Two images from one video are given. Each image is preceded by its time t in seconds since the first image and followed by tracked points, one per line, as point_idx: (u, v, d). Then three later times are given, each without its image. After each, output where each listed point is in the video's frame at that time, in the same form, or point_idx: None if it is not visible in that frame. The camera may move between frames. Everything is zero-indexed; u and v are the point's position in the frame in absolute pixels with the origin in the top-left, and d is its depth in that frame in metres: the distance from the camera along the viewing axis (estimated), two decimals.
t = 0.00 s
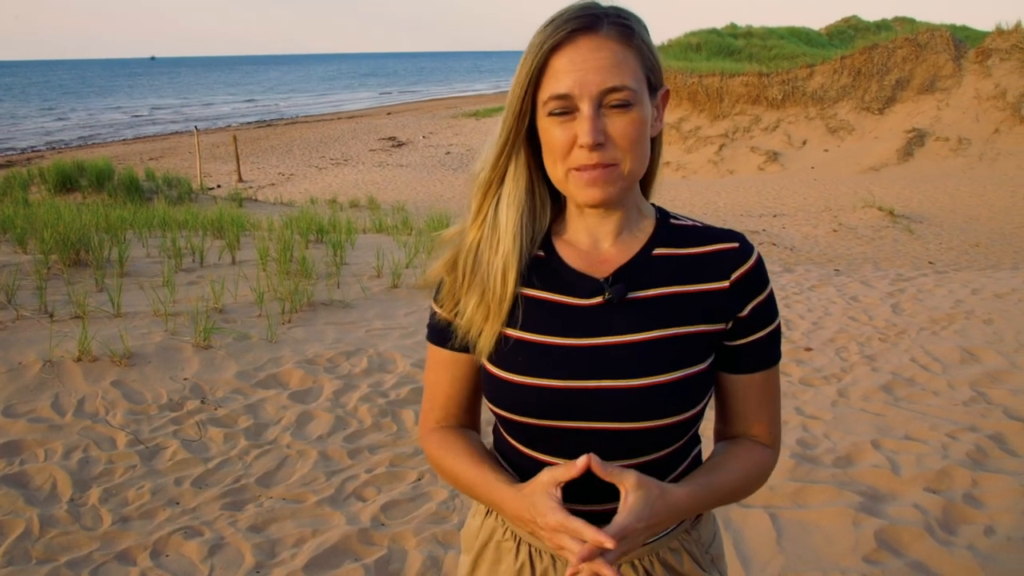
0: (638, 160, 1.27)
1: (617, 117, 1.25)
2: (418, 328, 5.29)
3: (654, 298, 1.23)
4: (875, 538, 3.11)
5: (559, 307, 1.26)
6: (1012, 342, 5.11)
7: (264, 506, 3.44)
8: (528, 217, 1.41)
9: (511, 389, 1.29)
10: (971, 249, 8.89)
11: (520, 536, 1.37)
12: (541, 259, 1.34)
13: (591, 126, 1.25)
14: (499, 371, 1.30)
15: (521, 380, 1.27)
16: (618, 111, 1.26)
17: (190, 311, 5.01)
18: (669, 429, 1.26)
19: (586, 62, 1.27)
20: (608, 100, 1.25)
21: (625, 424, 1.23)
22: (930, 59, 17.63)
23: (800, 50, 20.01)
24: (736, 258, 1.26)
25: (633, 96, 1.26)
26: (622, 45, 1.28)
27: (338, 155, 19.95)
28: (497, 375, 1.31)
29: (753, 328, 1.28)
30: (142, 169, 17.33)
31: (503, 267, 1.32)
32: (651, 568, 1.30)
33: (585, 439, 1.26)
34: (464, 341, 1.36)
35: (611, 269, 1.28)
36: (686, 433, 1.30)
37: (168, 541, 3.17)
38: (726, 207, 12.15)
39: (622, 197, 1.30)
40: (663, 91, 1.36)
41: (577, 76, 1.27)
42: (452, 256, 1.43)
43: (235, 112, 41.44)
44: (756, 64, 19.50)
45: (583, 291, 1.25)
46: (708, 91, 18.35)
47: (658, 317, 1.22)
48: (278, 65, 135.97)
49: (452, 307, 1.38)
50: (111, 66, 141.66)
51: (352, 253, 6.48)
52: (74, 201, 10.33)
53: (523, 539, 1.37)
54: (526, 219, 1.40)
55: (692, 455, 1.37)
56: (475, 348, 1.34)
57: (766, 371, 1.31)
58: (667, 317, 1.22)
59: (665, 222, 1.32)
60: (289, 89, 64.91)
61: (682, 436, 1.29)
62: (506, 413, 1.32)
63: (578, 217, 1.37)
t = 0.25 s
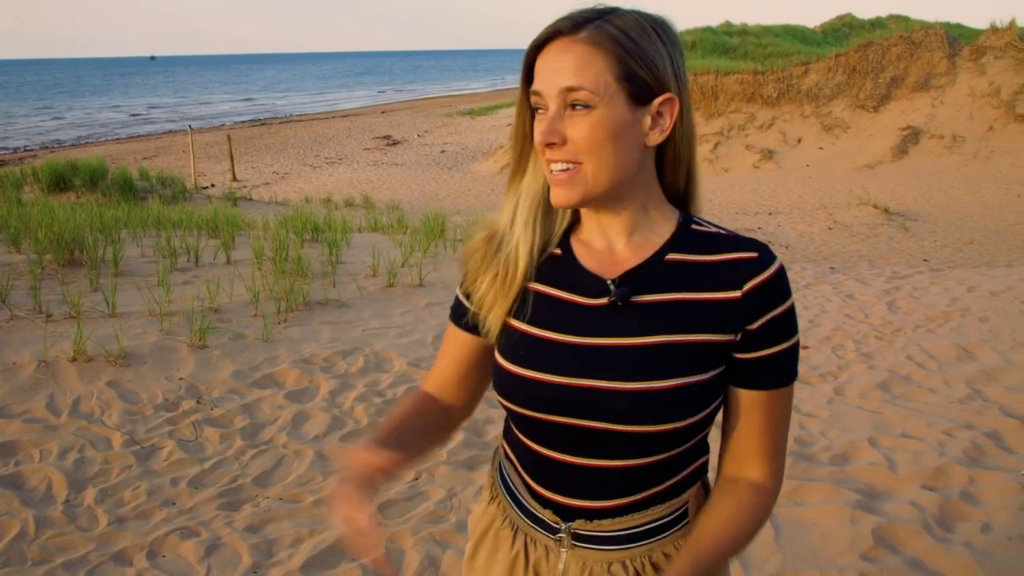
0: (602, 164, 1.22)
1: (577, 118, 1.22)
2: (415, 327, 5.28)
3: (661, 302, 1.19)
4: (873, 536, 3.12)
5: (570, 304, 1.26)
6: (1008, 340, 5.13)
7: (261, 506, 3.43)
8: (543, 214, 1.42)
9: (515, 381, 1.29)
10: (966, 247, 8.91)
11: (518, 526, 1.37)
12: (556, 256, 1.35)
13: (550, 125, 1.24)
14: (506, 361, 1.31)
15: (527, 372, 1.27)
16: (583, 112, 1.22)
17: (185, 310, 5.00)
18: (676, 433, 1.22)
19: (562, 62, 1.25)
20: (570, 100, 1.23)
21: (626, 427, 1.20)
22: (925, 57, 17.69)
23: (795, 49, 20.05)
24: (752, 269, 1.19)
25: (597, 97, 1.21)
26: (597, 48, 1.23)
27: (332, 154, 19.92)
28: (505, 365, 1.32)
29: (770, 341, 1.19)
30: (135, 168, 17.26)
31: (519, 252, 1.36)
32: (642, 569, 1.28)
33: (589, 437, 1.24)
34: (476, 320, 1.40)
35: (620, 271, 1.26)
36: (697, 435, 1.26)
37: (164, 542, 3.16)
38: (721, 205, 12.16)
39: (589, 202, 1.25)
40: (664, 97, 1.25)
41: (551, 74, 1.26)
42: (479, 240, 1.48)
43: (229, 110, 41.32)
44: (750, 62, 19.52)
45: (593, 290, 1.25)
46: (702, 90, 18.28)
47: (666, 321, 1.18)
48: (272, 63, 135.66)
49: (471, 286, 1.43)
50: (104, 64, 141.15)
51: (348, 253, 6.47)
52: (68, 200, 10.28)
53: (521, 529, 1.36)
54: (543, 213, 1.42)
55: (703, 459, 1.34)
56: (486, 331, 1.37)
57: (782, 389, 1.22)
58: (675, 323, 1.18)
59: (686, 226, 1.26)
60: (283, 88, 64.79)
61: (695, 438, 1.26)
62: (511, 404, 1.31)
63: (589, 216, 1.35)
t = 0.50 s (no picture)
0: (606, 165, 1.22)
1: (582, 120, 1.23)
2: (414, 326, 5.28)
3: (670, 307, 1.18)
4: (872, 534, 3.12)
5: (579, 304, 1.25)
6: (1006, 338, 5.13)
7: (260, 506, 3.43)
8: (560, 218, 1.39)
9: (523, 379, 1.29)
10: (963, 245, 8.93)
11: (527, 527, 1.37)
12: (570, 256, 1.33)
13: (557, 126, 1.25)
14: (515, 359, 1.31)
15: (537, 371, 1.27)
16: (587, 113, 1.23)
17: (183, 310, 4.99)
18: (687, 438, 1.23)
19: (568, 63, 1.26)
20: (575, 102, 1.24)
21: (635, 430, 1.21)
22: (922, 56, 17.71)
23: (792, 47, 20.06)
24: (767, 278, 1.17)
25: (599, 99, 1.22)
26: (604, 47, 1.23)
27: (329, 153, 19.89)
28: (515, 364, 1.31)
29: (783, 352, 1.17)
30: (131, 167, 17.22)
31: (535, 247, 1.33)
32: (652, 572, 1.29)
33: (599, 441, 1.24)
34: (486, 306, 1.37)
35: (631, 274, 1.25)
36: (708, 440, 1.26)
37: (163, 542, 3.15)
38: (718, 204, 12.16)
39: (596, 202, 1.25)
40: (673, 97, 1.24)
41: (558, 77, 1.27)
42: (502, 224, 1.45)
43: (225, 110, 41.23)
44: (747, 60, 19.53)
45: (603, 291, 1.24)
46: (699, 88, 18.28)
47: (677, 327, 1.17)
48: (268, 62, 135.42)
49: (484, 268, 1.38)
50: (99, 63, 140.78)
51: (345, 252, 6.46)
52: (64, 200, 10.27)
53: (530, 531, 1.37)
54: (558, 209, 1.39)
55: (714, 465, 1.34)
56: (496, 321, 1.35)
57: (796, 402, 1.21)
58: (686, 328, 1.17)
59: (703, 231, 1.25)
60: (279, 87, 64.70)
61: (705, 443, 1.26)
62: (520, 403, 1.31)
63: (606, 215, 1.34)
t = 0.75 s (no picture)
0: (685, 144, 1.23)
1: (659, 100, 1.23)
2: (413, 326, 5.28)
3: (678, 314, 1.18)
4: (873, 533, 3.12)
5: (587, 308, 1.25)
6: (1005, 337, 5.14)
7: (260, 506, 3.42)
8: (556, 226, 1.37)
9: (530, 383, 1.29)
10: (961, 244, 8.94)
11: (530, 533, 1.37)
12: (580, 259, 1.33)
13: (634, 106, 1.23)
14: (522, 363, 1.30)
15: (545, 377, 1.26)
16: (660, 94, 1.23)
17: (182, 310, 4.98)
18: (692, 446, 1.23)
19: (622, 48, 1.26)
20: (647, 83, 1.23)
21: (643, 438, 1.21)
22: (920, 55, 17.73)
23: (790, 46, 20.07)
24: (778, 285, 1.17)
25: (674, 78, 1.24)
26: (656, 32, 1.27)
27: (327, 152, 19.87)
28: (521, 369, 1.30)
29: (791, 360, 1.18)
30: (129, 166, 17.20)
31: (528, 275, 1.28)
32: None
33: (605, 448, 1.24)
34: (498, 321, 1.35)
35: (640, 280, 1.24)
36: (714, 447, 1.27)
37: (164, 542, 3.15)
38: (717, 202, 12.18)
39: (673, 184, 1.25)
40: (705, 90, 1.31)
41: (615, 61, 1.25)
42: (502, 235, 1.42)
43: (223, 108, 41.17)
44: (746, 59, 19.55)
45: (613, 297, 1.23)
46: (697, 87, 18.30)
47: (686, 333, 1.17)
48: (265, 60, 135.30)
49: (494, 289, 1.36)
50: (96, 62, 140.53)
51: (345, 252, 6.46)
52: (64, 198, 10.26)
53: (533, 536, 1.37)
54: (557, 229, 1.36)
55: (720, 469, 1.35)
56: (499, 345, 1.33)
57: (802, 405, 1.23)
58: (695, 336, 1.17)
59: (713, 237, 1.26)
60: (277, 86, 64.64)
61: (711, 450, 1.27)
62: (525, 408, 1.31)
63: (621, 218, 1.34)
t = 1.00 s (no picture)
0: (680, 149, 1.24)
1: (653, 107, 1.23)
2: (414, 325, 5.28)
3: (682, 310, 1.19)
4: (874, 532, 3.13)
5: (589, 310, 1.25)
6: (1005, 337, 5.15)
7: (262, 506, 3.42)
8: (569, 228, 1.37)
9: (537, 389, 1.29)
10: (960, 243, 8.95)
11: (545, 538, 1.37)
12: (579, 263, 1.32)
13: (629, 114, 1.23)
14: (528, 371, 1.29)
15: (555, 381, 1.26)
16: (655, 100, 1.24)
17: (183, 309, 4.98)
18: (701, 442, 1.23)
19: (616, 55, 1.26)
20: (643, 89, 1.24)
21: (657, 435, 1.21)
22: (919, 54, 17.74)
23: (790, 45, 20.07)
24: (778, 273, 1.18)
25: (669, 84, 1.24)
26: (652, 38, 1.27)
27: (326, 151, 19.87)
28: (528, 376, 1.30)
29: (795, 345, 1.19)
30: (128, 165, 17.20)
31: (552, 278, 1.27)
32: (674, 575, 1.30)
33: (615, 447, 1.25)
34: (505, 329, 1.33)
35: (642, 279, 1.24)
36: (720, 445, 1.27)
37: (166, 542, 3.15)
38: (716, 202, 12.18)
39: (667, 188, 1.26)
40: (697, 92, 1.33)
41: (611, 68, 1.25)
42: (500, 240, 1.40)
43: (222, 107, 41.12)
44: (745, 58, 19.55)
45: (616, 297, 1.23)
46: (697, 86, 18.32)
47: (691, 328, 1.18)
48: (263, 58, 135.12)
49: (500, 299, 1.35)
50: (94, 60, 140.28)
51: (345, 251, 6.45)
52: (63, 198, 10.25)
53: (548, 541, 1.37)
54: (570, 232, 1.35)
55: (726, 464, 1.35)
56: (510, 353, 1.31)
57: (802, 396, 1.23)
58: (699, 330, 1.17)
59: (708, 231, 1.26)
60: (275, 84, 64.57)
61: (719, 445, 1.27)
62: (534, 414, 1.31)
63: (618, 220, 1.34)
